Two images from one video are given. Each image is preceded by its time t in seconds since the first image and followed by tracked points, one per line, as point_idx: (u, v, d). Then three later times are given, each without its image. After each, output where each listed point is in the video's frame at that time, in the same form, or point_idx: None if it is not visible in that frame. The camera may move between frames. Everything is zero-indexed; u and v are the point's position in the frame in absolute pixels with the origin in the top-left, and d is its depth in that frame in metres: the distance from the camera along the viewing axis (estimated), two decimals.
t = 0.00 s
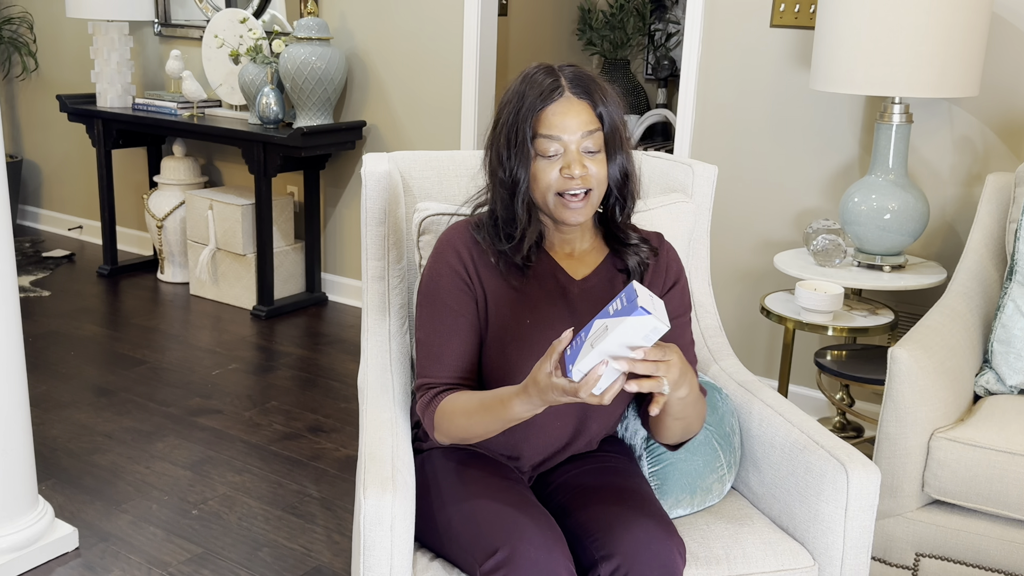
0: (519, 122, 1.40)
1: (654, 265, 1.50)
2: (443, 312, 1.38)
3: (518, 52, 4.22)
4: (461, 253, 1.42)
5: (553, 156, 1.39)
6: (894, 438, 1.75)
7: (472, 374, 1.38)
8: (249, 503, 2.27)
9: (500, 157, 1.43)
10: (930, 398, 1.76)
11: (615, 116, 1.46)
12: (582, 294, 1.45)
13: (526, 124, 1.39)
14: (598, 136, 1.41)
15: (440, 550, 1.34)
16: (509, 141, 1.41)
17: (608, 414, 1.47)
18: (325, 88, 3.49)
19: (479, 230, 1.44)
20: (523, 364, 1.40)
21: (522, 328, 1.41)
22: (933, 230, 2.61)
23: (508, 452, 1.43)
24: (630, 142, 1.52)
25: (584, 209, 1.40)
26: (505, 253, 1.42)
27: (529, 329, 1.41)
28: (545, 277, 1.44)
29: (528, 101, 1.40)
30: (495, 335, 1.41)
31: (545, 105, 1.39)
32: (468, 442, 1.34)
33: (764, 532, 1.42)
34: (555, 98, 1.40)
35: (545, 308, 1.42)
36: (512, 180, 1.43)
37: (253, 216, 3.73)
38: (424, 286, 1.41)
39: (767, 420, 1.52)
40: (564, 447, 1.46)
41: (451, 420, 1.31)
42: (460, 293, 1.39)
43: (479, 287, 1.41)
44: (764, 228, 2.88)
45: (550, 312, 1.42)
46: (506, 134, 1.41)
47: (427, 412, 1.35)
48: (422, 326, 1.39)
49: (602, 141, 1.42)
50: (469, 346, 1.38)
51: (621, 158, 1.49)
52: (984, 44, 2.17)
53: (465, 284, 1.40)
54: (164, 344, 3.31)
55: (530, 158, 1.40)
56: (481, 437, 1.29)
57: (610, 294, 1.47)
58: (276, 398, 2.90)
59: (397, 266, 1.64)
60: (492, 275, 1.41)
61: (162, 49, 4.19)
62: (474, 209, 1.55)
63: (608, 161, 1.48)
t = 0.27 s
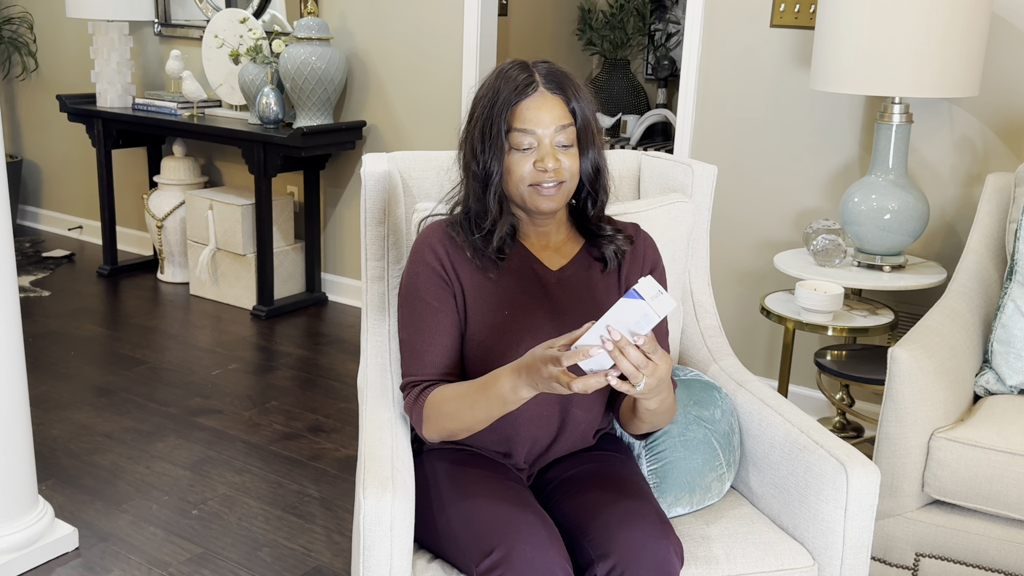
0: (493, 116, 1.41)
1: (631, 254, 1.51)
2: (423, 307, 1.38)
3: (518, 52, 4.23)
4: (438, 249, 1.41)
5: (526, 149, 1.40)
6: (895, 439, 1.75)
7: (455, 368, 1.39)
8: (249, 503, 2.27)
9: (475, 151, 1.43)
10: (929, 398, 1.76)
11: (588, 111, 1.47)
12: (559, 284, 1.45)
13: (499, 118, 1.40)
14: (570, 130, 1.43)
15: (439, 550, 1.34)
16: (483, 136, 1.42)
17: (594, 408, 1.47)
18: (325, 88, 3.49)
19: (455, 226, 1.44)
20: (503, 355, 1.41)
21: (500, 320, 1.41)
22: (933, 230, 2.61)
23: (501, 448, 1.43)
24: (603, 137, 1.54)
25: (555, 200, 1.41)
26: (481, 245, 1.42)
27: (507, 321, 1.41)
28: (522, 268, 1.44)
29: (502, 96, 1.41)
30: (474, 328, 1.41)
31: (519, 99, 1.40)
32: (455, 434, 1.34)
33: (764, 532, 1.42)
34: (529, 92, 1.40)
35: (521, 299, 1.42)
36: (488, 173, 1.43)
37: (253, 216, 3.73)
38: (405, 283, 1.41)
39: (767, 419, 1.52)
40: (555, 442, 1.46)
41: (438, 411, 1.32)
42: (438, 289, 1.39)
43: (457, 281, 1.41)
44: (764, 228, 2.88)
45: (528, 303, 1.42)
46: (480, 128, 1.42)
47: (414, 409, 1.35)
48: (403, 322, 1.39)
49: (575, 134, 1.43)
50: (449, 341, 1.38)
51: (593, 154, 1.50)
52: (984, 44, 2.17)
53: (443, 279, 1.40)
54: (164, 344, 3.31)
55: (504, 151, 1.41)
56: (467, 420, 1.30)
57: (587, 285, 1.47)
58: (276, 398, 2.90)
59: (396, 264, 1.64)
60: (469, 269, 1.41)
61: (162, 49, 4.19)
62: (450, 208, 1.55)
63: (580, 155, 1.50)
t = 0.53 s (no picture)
0: (484, 114, 1.40)
1: (617, 250, 1.52)
2: (413, 306, 1.38)
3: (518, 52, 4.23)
4: (426, 249, 1.41)
5: (517, 147, 1.40)
6: (895, 439, 1.75)
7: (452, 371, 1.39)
8: (249, 503, 2.27)
9: (465, 149, 1.43)
10: (929, 398, 1.76)
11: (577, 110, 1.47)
12: (547, 283, 1.45)
13: (491, 116, 1.40)
14: (561, 129, 1.43)
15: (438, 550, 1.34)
16: (474, 134, 1.41)
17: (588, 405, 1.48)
18: (325, 88, 3.49)
19: (443, 225, 1.44)
20: (490, 353, 1.42)
21: (489, 318, 1.42)
22: (933, 230, 2.61)
23: (498, 448, 1.43)
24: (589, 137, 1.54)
25: (545, 198, 1.42)
26: (469, 245, 1.42)
27: (495, 320, 1.42)
28: (510, 268, 1.44)
29: (494, 94, 1.40)
30: (462, 327, 1.41)
31: (511, 97, 1.40)
32: (455, 434, 1.34)
33: (764, 531, 1.42)
34: (522, 91, 1.40)
35: (509, 298, 1.43)
36: (477, 171, 1.43)
37: (253, 216, 3.73)
38: (394, 284, 1.40)
39: (767, 419, 1.52)
40: (553, 440, 1.46)
41: (439, 410, 1.32)
42: (427, 289, 1.39)
43: (446, 281, 1.40)
44: (764, 228, 2.88)
45: (516, 303, 1.43)
46: (471, 126, 1.42)
47: (414, 414, 1.35)
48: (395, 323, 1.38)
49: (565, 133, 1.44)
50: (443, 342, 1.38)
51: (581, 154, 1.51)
52: (984, 44, 2.17)
53: (432, 280, 1.39)
54: (163, 344, 3.31)
55: (495, 149, 1.41)
56: (468, 415, 1.31)
57: (574, 282, 1.47)
58: (276, 398, 2.90)
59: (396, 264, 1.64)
60: (458, 268, 1.41)
61: (162, 48, 4.19)
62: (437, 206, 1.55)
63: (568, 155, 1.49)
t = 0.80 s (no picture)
0: (478, 114, 1.40)
1: (612, 250, 1.52)
2: (407, 308, 1.37)
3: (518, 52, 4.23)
4: (420, 251, 1.41)
5: (512, 147, 1.40)
6: (895, 438, 1.75)
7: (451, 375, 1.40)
8: (249, 503, 2.27)
9: (460, 149, 1.43)
10: (929, 398, 1.76)
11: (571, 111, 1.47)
12: (541, 285, 1.45)
13: (485, 116, 1.40)
14: (555, 129, 1.43)
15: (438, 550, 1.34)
16: (469, 135, 1.41)
17: (585, 404, 1.48)
18: (325, 88, 3.49)
19: (437, 227, 1.44)
20: (486, 354, 1.41)
21: (483, 320, 1.41)
22: (933, 230, 2.61)
23: (497, 448, 1.43)
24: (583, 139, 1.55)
25: (540, 199, 1.42)
26: (462, 246, 1.42)
27: (490, 322, 1.42)
28: (504, 270, 1.44)
29: (489, 94, 1.40)
30: (457, 329, 1.41)
31: (506, 98, 1.40)
32: (454, 437, 1.34)
33: (764, 531, 1.42)
34: (517, 91, 1.40)
35: (503, 300, 1.43)
36: (472, 171, 1.43)
37: (253, 216, 3.73)
38: (389, 287, 1.40)
39: (767, 419, 1.52)
40: (551, 440, 1.45)
41: (436, 411, 1.33)
42: (421, 291, 1.38)
43: (440, 282, 1.40)
44: (764, 228, 2.88)
45: (510, 305, 1.43)
46: (465, 127, 1.41)
47: (413, 415, 1.35)
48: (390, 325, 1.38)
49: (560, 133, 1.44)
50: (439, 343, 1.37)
51: (575, 155, 1.51)
52: (985, 44, 2.17)
53: (426, 281, 1.39)
54: (163, 344, 3.31)
55: (489, 150, 1.41)
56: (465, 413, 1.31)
57: (569, 283, 1.47)
58: (275, 398, 2.90)
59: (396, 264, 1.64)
60: (452, 270, 1.41)
61: (162, 48, 4.19)
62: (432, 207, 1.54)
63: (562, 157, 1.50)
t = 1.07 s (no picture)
0: (481, 111, 1.41)
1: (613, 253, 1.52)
2: (410, 306, 1.38)
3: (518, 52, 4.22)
4: (422, 249, 1.42)
5: (513, 143, 1.40)
6: (895, 438, 1.75)
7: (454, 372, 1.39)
8: (249, 503, 2.27)
9: (462, 144, 1.43)
10: (929, 398, 1.76)
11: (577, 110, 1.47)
12: (544, 286, 1.45)
13: (487, 112, 1.40)
14: (558, 126, 1.42)
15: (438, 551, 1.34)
16: (471, 130, 1.41)
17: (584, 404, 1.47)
18: (325, 88, 3.49)
19: (440, 225, 1.44)
20: (487, 353, 1.42)
21: (484, 320, 1.42)
22: (933, 230, 2.61)
23: (497, 448, 1.43)
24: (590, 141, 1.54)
25: (540, 195, 1.40)
26: (464, 244, 1.42)
27: (491, 322, 1.41)
28: (506, 270, 1.44)
29: (491, 90, 1.41)
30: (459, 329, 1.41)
31: (509, 93, 1.40)
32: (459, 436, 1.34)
33: (764, 531, 1.42)
34: (520, 87, 1.40)
35: (506, 301, 1.43)
36: (474, 168, 1.43)
37: (253, 216, 3.73)
38: (393, 285, 1.41)
39: (767, 419, 1.52)
40: (551, 440, 1.46)
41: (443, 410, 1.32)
42: (423, 288, 1.39)
43: (443, 279, 1.41)
44: (764, 228, 2.88)
45: (512, 306, 1.43)
46: (468, 123, 1.42)
47: (419, 415, 1.34)
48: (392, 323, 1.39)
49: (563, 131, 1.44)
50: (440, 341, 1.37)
51: (578, 159, 1.50)
52: (984, 44, 2.17)
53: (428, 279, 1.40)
54: (164, 344, 3.31)
55: (491, 146, 1.41)
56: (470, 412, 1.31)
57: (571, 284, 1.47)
58: (276, 398, 2.90)
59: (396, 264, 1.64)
60: (453, 268, 1.41)
61: (162, 48, 4.19)
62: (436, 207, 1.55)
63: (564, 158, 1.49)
